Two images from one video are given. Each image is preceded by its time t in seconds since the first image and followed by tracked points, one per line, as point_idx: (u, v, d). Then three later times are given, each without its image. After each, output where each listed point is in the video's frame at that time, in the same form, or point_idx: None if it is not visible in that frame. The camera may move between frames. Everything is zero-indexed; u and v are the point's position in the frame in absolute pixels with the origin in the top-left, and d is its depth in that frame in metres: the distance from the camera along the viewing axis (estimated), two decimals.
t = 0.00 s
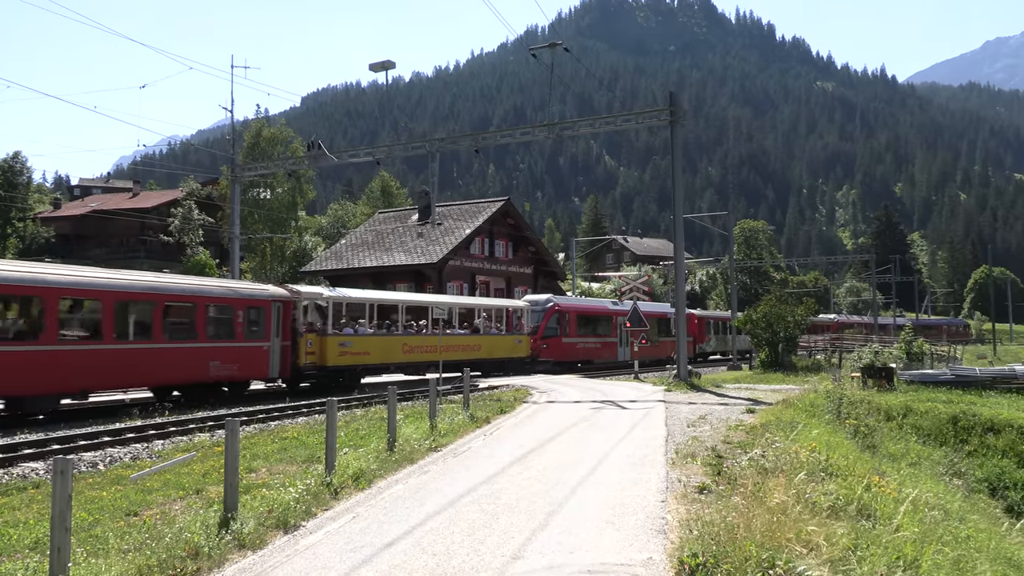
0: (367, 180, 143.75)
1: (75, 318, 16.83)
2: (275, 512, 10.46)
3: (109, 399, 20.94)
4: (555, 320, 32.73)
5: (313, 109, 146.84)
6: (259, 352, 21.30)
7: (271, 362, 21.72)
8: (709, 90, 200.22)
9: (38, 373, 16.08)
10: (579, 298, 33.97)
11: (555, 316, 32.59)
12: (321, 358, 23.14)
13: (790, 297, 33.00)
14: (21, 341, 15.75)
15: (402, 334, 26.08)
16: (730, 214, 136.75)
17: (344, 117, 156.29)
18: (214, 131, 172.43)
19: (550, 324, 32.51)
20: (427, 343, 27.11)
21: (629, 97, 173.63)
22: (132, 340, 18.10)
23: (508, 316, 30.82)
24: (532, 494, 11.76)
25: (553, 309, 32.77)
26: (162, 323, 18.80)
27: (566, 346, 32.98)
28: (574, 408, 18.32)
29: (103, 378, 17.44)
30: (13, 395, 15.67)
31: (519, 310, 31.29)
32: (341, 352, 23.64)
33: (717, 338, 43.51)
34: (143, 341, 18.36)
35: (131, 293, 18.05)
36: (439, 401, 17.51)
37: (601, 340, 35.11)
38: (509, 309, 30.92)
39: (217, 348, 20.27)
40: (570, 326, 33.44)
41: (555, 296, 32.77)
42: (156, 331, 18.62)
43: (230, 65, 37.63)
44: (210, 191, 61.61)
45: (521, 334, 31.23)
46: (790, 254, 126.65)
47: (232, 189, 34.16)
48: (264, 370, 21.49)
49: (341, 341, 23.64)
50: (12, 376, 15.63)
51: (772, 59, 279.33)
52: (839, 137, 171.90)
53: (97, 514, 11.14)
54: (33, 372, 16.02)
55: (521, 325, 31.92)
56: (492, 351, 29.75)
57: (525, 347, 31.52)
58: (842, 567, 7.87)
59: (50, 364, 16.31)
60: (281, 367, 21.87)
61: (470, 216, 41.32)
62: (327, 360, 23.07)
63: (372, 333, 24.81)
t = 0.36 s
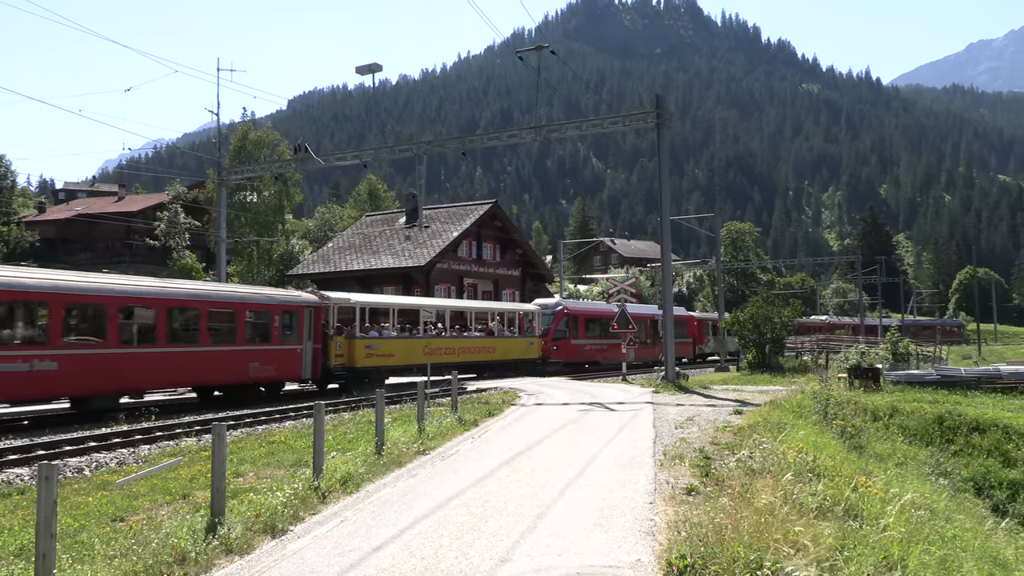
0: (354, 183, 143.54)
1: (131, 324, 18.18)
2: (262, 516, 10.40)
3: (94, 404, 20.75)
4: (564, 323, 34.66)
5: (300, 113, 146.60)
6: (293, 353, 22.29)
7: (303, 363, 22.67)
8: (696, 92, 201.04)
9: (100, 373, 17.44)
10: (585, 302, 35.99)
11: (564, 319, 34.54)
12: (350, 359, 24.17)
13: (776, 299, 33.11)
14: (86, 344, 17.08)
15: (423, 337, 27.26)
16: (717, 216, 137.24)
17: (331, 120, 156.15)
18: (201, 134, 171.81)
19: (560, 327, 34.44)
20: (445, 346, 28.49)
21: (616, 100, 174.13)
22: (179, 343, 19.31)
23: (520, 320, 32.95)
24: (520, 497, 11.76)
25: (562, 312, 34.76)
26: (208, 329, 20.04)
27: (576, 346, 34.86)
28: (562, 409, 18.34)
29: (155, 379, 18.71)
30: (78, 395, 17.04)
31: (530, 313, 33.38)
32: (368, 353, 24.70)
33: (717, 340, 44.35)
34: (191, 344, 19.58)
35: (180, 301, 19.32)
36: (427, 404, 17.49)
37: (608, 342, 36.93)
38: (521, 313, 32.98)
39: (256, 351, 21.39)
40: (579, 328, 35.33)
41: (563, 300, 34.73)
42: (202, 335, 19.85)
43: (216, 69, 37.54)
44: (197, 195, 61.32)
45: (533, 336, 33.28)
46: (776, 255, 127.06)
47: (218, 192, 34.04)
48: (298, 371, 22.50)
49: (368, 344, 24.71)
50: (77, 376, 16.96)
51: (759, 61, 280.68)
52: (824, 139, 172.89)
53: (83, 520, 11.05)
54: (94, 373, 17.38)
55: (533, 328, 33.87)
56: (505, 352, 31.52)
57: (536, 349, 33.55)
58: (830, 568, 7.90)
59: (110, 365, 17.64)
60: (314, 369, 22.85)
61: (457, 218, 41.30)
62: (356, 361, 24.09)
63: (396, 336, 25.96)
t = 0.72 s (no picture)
0: (342, 186, 143.23)
1: (180, 328, 19.28)
2: (249, 520, 10.36)
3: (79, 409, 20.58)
4: (573, 326, 35.75)
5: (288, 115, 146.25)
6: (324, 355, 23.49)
7: (334, 365, 24.00)
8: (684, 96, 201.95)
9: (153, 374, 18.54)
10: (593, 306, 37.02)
11: (573, 322, 35.63)
12: (376, 361, 25.73)
13: (763, 302, 33.21)
14: (143, 346, 18.19)
15: (442, 339, 28.81)
16: (705, 219, 137.70)
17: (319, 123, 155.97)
18: (188, 137, 171.21)
19: (569, 330, 35.54)
20: (463, 347, 30.06)
21: (604, 103, 174.58)
22: (223, 345, 20.37)
23: (531, 323, 34.37)
24: (508, 500, 11.74)
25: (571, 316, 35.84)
26: (249, 332, 21.08)
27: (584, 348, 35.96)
28: (550, 413, 18.34)
29: (202, 379, 19.78)
30: (134, 393, 18.18)
31: (541, 317, 34.76)
32: (393, 355, 26.28)
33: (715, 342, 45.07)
34: (233, 346, 20.61)
35: (224, 305, 20.38)
36: (415, 407, 17.46)
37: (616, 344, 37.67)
38: (532, 317, 34.37)
39: (291, 352, 22.48)
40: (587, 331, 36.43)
41: (571, 304, 35.83)
42: (245, 338, 20.90)
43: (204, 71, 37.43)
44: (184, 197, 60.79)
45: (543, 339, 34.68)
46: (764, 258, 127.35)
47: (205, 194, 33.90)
48: (328, 372, 23.68)
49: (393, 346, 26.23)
50: (133, 376, 18.07)
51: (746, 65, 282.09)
52: (811, 143, 173.86)
53: (68, 525, 10.97)
54: (148, 373, 18.51)
55: (544, 331, 35.21)
56: (518, 353, 33.17)
57: (547, 351, 34.98)
58: (817, 570, 7.93)
59: (162, 366, 18.74)
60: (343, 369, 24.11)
61: (445, 221, 41.28)
62: (382, 362, 25.64)
63: (417, 338, 27.48)
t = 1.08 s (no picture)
0: (331, 188, 142.97)
1: (227, 332, 20.56)
2: (236, 523, 10.29)
3: (65, 411, 20.40)
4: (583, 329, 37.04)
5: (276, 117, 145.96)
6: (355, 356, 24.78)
7: (364, 365, 25.34)
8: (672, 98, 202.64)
9: (202, 374, 19.84)
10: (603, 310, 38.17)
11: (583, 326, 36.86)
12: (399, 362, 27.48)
13: (751, 304, 33.31)
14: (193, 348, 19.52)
15: (457, 342, 30.55)
16: (693, 221, 138.16)
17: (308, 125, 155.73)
18: (175, 138, 170.48)
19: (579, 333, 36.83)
20: (478, 349, 31.75)
21: (593, 106, 174.98)
22: (264, 347, 21.61)
23: (543, 326, 35.95)
24: (497, 502, 11.73)
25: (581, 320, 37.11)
26: (288, 334, 22.35)
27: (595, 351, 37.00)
28: (538, 415, 18.30)
29: (246, 378, 21.04)
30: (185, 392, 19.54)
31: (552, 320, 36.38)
32: (414, 356, 28.07)
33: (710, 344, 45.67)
34: (273, 348, 21.87)
35: (265, 310, 21.64)
36: (404, 410, 17.40)
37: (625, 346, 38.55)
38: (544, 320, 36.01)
39: (326, 353, 23.74)
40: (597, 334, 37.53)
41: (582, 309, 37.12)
42: (284, 341, 22.15)
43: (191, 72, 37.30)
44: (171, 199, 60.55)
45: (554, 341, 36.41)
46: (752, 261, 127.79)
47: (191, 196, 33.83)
48: (358, 372, 24.92)
49: (416, 347, 28.18)
50: (184, 377, 19.38)
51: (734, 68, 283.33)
52: (799, 145, 174.76)
53: (53, 529, 10.89)
54: (198, 374, 19.86)
55: (555, 332, 36.80)
56: (531, 355, 34.78)
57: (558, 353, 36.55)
58: (804, 572, 7.93)
59: (210, 367, 20.05)
60: (373, 369, 25.31)
61: (434, 223, 41.21)
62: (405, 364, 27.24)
63: (437, 340, 29.14)
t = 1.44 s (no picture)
0: (319, 190, 142.73)
1: (267, 334, 22.24)
2: (223, 527, 10.24)
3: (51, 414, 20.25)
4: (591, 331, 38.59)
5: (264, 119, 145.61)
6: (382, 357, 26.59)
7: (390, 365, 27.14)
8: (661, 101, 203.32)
9: (248, 372, 21.49)
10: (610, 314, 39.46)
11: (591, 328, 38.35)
12: (424, 362, 29.19)
13: (739, 306, 33.42)
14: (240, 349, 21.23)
15: (478, 343, 32.23)
16: (681, 223, 138.55)
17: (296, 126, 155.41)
18: (162, 140, 169.48)
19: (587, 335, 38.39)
20: (495, 350, 33.38)
21: (581, 108, 175.27)
22: (301, 349, 23.35)
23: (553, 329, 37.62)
24: (486, 505, 11.71)
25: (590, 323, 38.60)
26: (321, 336, 24.07)
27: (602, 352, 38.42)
28: (526, 417, 18.32)
29: (287, 377, 22.74)
30: (234, 389, 21.17)
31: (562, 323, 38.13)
32: (438, 356, 29.76)
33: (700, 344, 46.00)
34: (309, 349, 23.62)
35: (301, 315, 23.35)
36: (392, 412, 17.39)
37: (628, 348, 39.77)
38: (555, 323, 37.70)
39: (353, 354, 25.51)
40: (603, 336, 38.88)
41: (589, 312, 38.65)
42: (318, 342, 23.87)
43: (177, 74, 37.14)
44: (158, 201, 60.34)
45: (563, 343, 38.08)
46: (740, 263, 128.17)
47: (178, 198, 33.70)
48: (384, 372, 26.73)
49: (438, 349, 29.80)
50: (233, 376, 21.07)
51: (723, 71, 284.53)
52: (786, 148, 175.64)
53: (37, 533, 10.80)
54: (244, 373, 21.52)
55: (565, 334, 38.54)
56: (544, 356, 36.39)
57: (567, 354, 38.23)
58: (790, 573, 7.94)
59: (255, 367, 21.74)
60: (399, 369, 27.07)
61: (422, 226, 41.16)
62: (430, 363, 29.05)
63: (458, 342, 30.96)
